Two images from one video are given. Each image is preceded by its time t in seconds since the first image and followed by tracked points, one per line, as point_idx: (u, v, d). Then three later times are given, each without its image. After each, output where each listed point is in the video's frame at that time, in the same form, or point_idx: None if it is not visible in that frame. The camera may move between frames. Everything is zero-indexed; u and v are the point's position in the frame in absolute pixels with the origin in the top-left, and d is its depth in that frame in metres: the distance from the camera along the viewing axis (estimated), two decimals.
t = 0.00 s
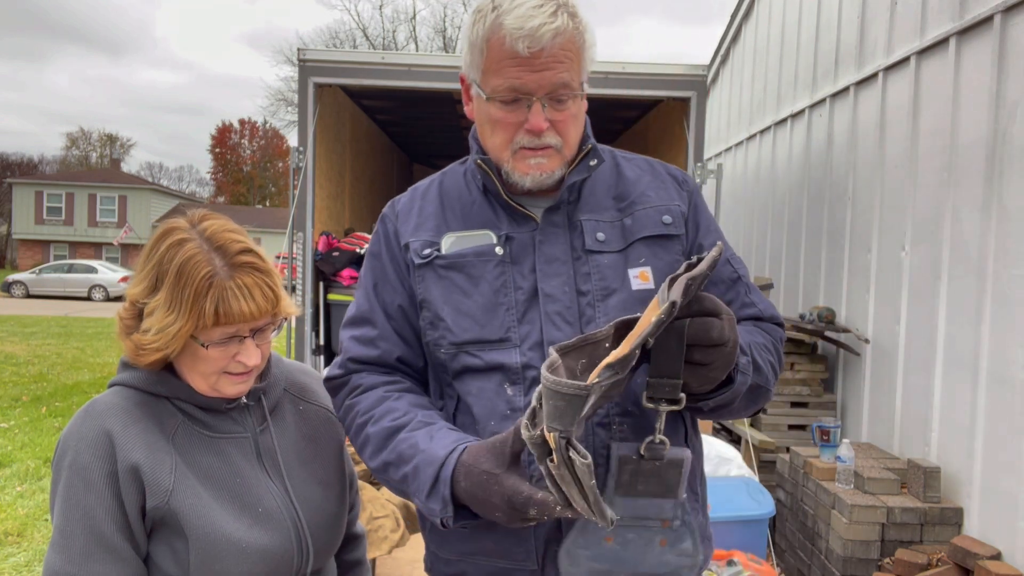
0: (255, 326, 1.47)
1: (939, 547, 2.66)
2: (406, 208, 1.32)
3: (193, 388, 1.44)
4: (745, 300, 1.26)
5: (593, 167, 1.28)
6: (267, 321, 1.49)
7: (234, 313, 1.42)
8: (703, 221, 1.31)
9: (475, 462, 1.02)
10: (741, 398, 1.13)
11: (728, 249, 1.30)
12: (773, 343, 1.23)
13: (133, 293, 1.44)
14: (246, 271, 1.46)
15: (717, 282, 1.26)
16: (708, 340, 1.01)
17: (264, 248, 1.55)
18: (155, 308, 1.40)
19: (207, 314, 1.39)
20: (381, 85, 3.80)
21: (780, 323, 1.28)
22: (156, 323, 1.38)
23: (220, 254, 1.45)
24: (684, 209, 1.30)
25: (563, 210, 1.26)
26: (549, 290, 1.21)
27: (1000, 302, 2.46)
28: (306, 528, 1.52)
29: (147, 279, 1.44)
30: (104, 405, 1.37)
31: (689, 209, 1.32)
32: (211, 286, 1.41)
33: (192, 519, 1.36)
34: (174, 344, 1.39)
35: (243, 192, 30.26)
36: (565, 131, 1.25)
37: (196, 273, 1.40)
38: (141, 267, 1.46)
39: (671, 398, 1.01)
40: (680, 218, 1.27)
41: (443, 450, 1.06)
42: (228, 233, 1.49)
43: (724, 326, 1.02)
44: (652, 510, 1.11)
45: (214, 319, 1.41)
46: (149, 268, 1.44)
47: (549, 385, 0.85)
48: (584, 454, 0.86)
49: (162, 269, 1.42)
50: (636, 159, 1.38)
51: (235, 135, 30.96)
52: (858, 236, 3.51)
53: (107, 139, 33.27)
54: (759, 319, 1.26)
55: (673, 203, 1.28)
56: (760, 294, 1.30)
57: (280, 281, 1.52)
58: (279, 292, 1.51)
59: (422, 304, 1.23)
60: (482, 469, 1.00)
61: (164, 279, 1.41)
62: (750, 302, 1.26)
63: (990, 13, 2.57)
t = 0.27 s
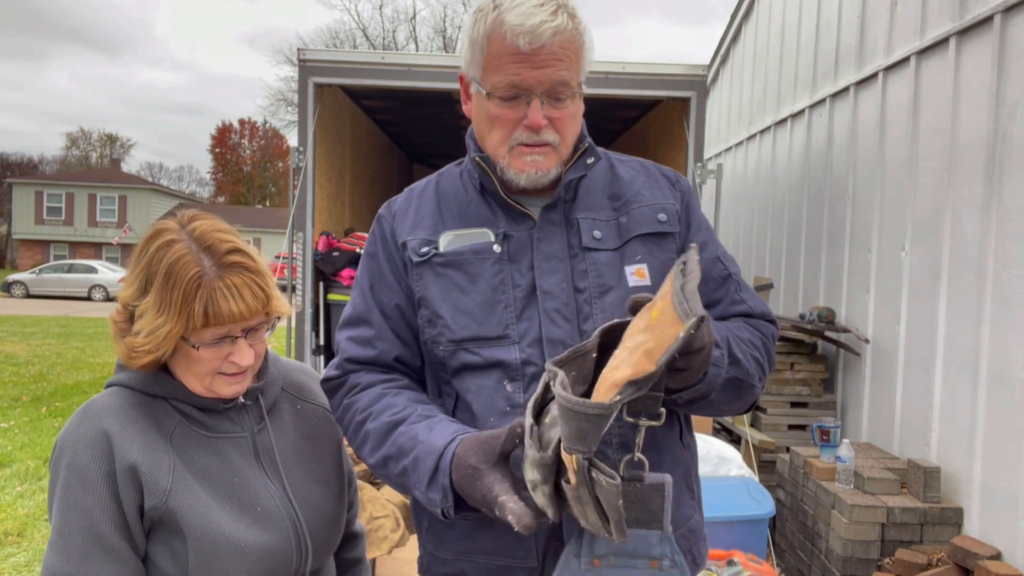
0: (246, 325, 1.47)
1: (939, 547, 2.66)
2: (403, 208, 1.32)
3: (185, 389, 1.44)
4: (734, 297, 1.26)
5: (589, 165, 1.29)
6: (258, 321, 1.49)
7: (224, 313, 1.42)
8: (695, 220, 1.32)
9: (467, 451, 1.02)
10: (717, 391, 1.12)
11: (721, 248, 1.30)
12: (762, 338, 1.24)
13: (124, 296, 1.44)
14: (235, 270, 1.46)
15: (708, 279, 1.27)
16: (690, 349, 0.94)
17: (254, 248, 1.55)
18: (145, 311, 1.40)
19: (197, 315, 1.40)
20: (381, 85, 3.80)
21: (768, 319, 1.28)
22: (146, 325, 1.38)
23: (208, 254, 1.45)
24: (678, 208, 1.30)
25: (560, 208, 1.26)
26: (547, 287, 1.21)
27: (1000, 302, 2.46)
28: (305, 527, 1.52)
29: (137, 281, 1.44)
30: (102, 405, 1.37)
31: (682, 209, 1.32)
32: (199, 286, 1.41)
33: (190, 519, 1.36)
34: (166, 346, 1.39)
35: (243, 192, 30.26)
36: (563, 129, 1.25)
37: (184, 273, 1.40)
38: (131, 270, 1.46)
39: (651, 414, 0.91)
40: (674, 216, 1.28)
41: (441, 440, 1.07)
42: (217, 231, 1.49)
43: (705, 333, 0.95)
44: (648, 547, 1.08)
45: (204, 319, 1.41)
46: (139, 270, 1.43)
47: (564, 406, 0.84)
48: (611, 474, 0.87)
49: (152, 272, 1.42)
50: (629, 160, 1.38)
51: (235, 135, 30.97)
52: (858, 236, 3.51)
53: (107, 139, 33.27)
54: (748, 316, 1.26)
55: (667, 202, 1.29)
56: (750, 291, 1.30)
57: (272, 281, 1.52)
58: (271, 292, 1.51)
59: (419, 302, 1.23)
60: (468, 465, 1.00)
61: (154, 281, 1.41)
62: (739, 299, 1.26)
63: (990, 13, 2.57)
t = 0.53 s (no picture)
0: (238, 322, 1.47)
1: (939, 547, 2.66)
2: (405, 206, 1.31)
3: (185, 390, 1.44)
4: (729, 297, 1.26)
5: (590, 164, 1.29)
6: (252, 317, 1.50)
7: (216, 310, 1.42)
8: (693, 220, 1.32)
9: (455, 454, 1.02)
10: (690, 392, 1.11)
11: (720, 250, 1.31)
12: (753, 340, 1.23)
13: (117, 300, 1.45)
14: (225, 266, 1.46)
15: (706, 279, 1.26)
16: (639, 341, 0.97)
17: (245, 246, 1.55)
18: (137, 312, 1.40)
19: (189, 312, 1.40)
20: (380, 85, 3.80)
21: (762, 319, 1.27)
22: (139, 326, 1.39)
23: (196, 252, 1.45)
24: (678, 208, 1.30)
25: (561, 207, 1.26)
26: (548, 284, 1.21)
27: (1000, 302, 2.46)
28: (304, 525, 1.51)
29: (130, 283, 1.45)
30: (100, 405, 1.37)
31: (682, 209, 1.33)
32: (190, 284, 1.41)
33: (189, 518, 1.36)
34: (160, 345, 1.39)
35: (243, 192, 30.26)
36: (565, 126, 1.24)
37: (173, 271, 1.40)
38: (124, 273, 1.46)
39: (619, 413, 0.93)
40: (674, 216, 1.28)
41: (431, 440, 1.06)
42: (205, 228, 1.49)
43: (648, 324, 0.99)
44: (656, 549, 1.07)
45: (196, 316, 1.41)
46: (129, 272, 1.44)
47: (539, 388, 0.80)
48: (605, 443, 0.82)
49: (142, 272, 1.43)
50: (629, 162, 1.39)
51: (235, 135, 30.96)
52: (858, 236, 3.51)
53: (106, 139, 33.27)
54: (744, 316, 1.25)
55: (667, 202, 1.29)
56: (749, 292, 1.29)
57: (264, 276, 1.52)
58: (264, 286, 1.51)
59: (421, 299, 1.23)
60: (453, 471, 1.00)
61: (145, 281, 1.42)
62: (734, 299, 1.26)
63: (990, 13, 2.57)
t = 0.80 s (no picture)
0: (237, 297, 1.50)
1: (939, 547, 2.66)
2: (406, 207, 1.31)
3: (193, 376, 1.46)
4: (735, 300, 1.26)
5: (591, 165, 1.29)
6: (248, 293, 1.52)
7: (214, 287, 1.45)
8: (696, 222, 1.33)
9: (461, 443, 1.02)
10: (729, 397, 1.14)
11: (723, 252, 1.31)
12: (763, 343, 1.23)
13: (111, 297, 1.44)
14: (215, 246, 1.49)
15: (711, 281, 1.27)
16: (680, 347, 1.00)
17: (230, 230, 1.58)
18: (135, 301, 1.41)
19: (189, 290, 1.42)
20: (380, 85, 3.80)
21: (771, 321, 1.28)
22: (140, 314, 1.39)
23: (185, 237, 1.48)
24: (680, 210, 1.31)
25: (563, 207, 1.26)
26: (549, 285, 1.21)
27: (1000, 302, 2.46)
28: (305, 525, 1.51)
29: (121, 279, 1.45)
30: (101, 405, 1.37)
31: (685, 211, 1.33)
32: (184, 266, 1.43)
33: (190, 518, 1.36)
34: (163, 329, 1.40)
35: (243, 192, 30.25)
36: (568, 127, 1.25)
37: (166, 256, 1.42)
38: (113, 271, 1.46)
39: (639, 411, 0.98)
40: (677, 217, 1.28)
41: (438, 431, 1.07)
42: (188, 217, 1.52)
43: (693, 332, 1.01)
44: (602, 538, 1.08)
45: (195, 296, 1.43)
46: (121, 266, 1.45)
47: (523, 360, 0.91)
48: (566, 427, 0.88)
49: (134, 263, 1.44)
50: (632, 164, 1.39)
51: (235, 135, 30.96)
52: (858, 236, 3.51)
53: (106, 139, 33.26)
54: (751, 319, 1.26)
55: (670, 203, 1.30)
56: (753, 295, 1.30)
57: (254, 252, 1.55)
58: (255, 261, 1.54)
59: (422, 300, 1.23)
60: (460, 459, 1.00)
61: (138, 270, 1.43)
62: (740, 302, 1.26)
63: (990, 13, 2.57)
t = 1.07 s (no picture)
0: (240, 283, 1.51)
1: (939, 547, 2.66)
2: (407, 208, 1.31)
3: (201, 364, 1.47)
4: (738, 302, 1.26)
5: (591, 165, 1.29)
6: (251, 278, 1.54)
7: (217, 273, 1.47)
8: (698, 223, 1.33)
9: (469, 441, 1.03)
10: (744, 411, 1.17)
11: (724, 253, 1.31)
12: (767, 345, 1.24)
13: (112, 292, 1.44)
14: (215, 234, 1.50)
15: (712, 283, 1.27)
16: (697, 374, 1.02)
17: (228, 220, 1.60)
18: (140, 292, 1.42)
19: (193, 277, 1.44)
20: (380, 85, 3.80)
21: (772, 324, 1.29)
22: (146, 303, 1.41)
23: (185, 227, 1.49)
24: (681, 210, 1.31)
25: (563, 208, 1.27)
26: (550, 285, 1.21)
27: (1000, 302, 2.46)
28: (305, 525, 1.51)
29: (122, 273, 1.45)
30: (102, 405, 1.37)
31: (686, 212, 1.33)
32: (186, 255, 1.45)
33: (191, 517, 1.36)
34: (170, 316, 1.41)
35: (243, 192, 30.25)
36: (570, 128, 1.25)
37: (169, 245, 1.44)
38: (113, 268, 1.47)
39: (647, 430, 1.02)
40: (678, 218, 1.28)
41: (446, 428, 1.07)
42: (185, 211, 1.54)
43: (710, 363, 1.03)
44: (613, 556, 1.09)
45: (199, 283, 1.45)
46: (121, 261, 1.45)
47: (541, 373, 0.89)
48: (572, 446, 0.85)
49: (135, 255, 1.45)
50: (632, 164, 1.39)
51: (235, 135, 30.96)
52: (858, 236, 3.51)
53: (106, 139, 33.26)
54: (753, 321, 1.27)
55: (670, 204, 1.30)
56: (754, 296, 1.30)
57: (252, 241, 1.58)
58: (255, 249, 1.57)
59: (422, 300, 1.23)
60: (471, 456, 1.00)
61: (140, 262, 1.44)
62: (742, 303, 1.27)
63: (990, 13, 2.57)
